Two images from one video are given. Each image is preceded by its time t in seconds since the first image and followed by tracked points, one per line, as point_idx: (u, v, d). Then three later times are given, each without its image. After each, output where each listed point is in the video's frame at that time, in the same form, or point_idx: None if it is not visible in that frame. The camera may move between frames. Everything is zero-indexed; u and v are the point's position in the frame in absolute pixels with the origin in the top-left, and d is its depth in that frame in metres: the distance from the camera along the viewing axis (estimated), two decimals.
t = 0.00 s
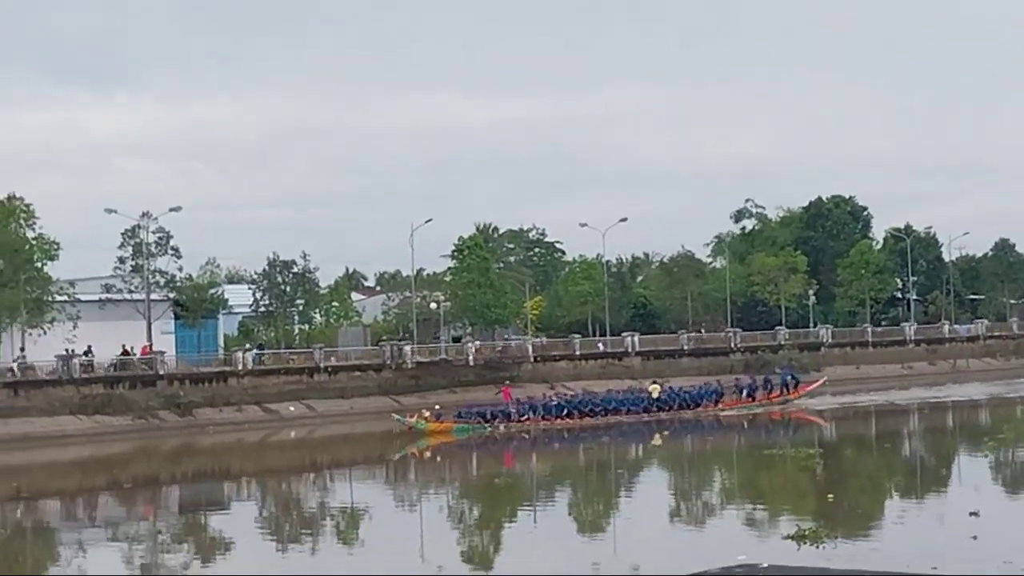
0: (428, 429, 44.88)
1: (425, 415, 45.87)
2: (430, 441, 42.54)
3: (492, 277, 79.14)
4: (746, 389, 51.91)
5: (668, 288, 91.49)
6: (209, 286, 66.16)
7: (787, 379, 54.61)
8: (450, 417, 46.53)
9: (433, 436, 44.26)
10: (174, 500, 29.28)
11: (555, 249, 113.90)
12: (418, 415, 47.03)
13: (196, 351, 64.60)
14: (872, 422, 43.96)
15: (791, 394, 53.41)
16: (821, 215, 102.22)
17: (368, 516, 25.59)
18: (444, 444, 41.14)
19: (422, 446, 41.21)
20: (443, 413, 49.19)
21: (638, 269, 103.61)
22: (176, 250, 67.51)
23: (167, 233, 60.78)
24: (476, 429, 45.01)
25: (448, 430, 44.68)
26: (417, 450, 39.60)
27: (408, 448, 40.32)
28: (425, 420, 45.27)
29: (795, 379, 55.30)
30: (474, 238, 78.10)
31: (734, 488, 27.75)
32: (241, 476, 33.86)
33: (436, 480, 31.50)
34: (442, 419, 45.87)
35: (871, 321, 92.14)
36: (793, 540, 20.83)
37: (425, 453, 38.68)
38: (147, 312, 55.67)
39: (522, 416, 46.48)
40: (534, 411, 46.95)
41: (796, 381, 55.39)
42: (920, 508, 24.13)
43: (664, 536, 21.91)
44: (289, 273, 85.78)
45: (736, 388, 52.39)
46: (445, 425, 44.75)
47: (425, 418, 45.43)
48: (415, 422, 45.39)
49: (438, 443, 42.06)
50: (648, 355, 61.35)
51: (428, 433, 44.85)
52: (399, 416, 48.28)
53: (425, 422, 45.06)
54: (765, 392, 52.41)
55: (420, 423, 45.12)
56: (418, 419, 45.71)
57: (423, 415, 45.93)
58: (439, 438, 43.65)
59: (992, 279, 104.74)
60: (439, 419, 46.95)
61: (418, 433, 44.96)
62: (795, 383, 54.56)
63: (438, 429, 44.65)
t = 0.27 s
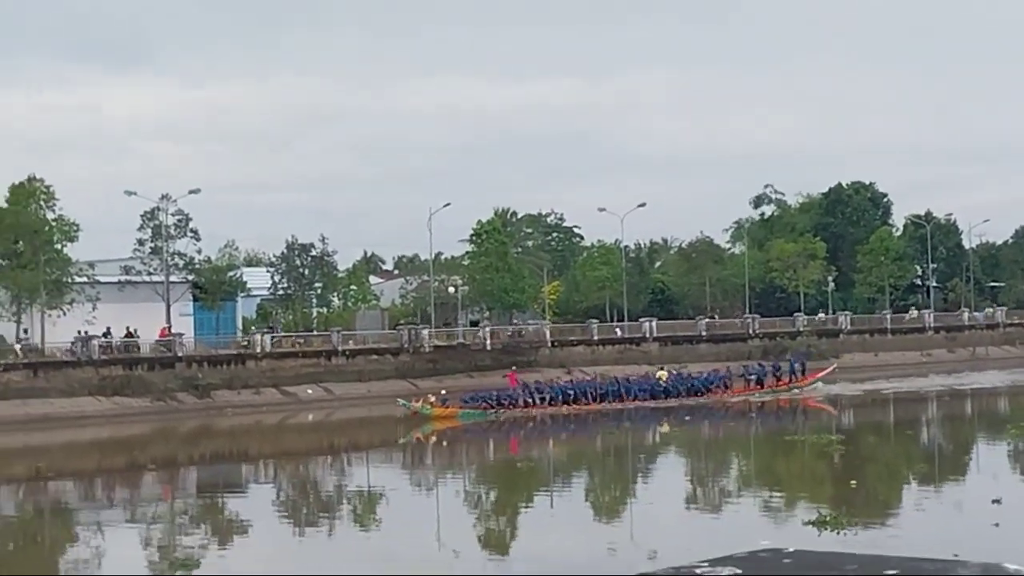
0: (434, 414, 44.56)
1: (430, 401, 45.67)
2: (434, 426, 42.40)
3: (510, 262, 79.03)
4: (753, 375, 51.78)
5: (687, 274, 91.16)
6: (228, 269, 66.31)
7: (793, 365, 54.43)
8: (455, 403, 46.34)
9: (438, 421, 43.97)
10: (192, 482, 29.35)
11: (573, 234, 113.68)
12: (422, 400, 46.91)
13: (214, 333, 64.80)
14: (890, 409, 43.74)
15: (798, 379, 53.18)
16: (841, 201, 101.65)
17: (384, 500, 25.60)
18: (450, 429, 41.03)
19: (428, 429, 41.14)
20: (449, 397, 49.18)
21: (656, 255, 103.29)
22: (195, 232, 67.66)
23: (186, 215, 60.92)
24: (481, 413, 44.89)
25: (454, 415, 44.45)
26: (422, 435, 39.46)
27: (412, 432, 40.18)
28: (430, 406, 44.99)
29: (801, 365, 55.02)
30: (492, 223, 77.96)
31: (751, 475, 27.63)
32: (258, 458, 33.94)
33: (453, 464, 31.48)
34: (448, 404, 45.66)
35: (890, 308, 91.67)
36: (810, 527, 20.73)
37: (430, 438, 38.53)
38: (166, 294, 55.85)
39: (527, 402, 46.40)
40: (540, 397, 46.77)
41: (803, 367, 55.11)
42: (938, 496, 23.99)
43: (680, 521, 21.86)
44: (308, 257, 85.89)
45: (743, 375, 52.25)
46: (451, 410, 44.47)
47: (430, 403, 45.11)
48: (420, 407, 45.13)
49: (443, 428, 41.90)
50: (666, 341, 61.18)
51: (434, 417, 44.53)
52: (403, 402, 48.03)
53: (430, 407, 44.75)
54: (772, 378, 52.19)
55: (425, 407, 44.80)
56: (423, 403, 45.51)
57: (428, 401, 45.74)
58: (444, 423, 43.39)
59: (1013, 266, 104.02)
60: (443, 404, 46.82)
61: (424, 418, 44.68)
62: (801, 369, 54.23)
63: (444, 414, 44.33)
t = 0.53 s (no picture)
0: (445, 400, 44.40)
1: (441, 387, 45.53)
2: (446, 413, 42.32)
3: (534, 248, 78.86)
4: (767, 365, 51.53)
5: (711, 262, 90.70)
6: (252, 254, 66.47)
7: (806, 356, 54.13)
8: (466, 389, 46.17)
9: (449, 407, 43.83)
10: (215, 466, 29.45)
11: (597, 221, 113.36)
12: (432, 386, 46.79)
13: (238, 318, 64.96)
14: (915, 399, 43.44)
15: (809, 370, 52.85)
16: (867, 189, 100.95)
17: (406, 486, 25.59)
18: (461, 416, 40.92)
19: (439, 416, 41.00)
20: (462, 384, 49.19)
21: (680, 242, 102.86)
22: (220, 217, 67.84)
23: (211, 200, 61.06)
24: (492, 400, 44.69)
25: (465, 402, 44.28)
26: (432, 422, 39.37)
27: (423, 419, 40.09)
28: (441, 391, 44.81)
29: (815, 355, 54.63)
30: (516, 209, 77.78)
31: (774, 463, 27.47)
32: (281, 443, 34.01)
33: (475, 450, 31.44)
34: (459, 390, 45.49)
35: (916, 297, 91.04)
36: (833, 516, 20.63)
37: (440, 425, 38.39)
38: (190, 279, 56.03)
39: (539, 388, 46.25)
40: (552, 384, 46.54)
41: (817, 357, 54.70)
42: (964, 486, 23.80)
43: (704, 509, 21.77)
44: (331, 243, 85.98)
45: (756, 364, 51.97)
46: (461, 397, 44.34)
47: (441, 389, 44.93)
48: (432, 393, 44.99)
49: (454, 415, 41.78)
50: (690, 329, 60.92)
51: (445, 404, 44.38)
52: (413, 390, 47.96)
53: (441, 393, 44.59)
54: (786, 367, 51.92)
55: (436, 394, 44.64)
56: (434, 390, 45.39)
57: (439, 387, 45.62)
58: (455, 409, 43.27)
59: None
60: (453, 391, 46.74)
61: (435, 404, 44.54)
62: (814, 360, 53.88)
63: (454, 400, 44.24)
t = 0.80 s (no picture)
0: (457, 392, 44.44)
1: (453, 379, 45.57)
2: (458, 403, 42.29)
3: (559, 239, 78.71)
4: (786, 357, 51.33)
5: (738, 253, 90.23)
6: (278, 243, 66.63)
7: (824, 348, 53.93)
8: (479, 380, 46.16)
9: (461, 398, 43.87)
10: (240, 454, 29.53)
11: (623, 211, 113.03)
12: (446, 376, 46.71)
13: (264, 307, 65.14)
14: (942, 391, 43.08)
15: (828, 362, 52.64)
16: (894, 180, 100.18)
17: (430, 475, 25.54)
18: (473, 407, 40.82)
19: (451, 407, 40.93)
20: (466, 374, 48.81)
21: (706, 233, 102.41)
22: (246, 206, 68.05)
23: (237, 189, 61.24)
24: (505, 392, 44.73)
25: (477, 394, 44.30)
26: (445, 411, 39.31)
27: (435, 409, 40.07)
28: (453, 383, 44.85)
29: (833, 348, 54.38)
30: (542, 199, 77.62)
31: (799, 455, 27.26)
32: (306, 432, 34.10)
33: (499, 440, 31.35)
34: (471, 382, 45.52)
35: (943, 289, 90.32)
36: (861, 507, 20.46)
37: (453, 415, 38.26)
38: (217, 268, 56.24)
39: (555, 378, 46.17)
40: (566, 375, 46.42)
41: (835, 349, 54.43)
42: (992, 479, 23.57)
43: (730, 501, 21.63)
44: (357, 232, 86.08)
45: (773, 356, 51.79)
46: (474, 388, 44.39)
47: (453, 380, 44.97)
48: (444, 384, 45.05)
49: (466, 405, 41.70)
50: (716, 320, 60.65)
51: (457, 395, 44.44)
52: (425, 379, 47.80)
53: (454, 385, 44.63)
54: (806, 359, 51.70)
55: (448, 385, 44.67)
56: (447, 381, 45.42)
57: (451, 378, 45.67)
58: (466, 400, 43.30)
59: None
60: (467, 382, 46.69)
61: (447, 395, 44.57)
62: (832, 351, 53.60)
63: (466, 392, 44.27)
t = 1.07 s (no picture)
0: (468, 382, 44.58)
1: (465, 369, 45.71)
2: (469, 394, 42.31)
3: (583, 230, 78.49)
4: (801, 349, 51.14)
5: (762, 244, 89.73)
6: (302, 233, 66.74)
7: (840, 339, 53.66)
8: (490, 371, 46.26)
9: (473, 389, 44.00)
10: (264, 444, 29.57)
11: (647, 202, 112.63)
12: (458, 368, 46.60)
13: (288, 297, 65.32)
14: (968, 384, 42.70)
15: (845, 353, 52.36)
16: (920, 172, 99.38)
17: (453, 466, 25.50)
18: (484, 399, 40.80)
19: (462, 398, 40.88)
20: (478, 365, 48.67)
21: (731, 224, 101.94)
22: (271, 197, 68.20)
23: (262, 179, 61.37)
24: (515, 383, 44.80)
25: (488, 384, 44.39)
26: (456, 402, 39.23)
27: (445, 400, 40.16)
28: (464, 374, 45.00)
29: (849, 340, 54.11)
30: (566, 190, 77.41)
31: (823, 447, 27.07)
32: (330, 421, 34.14)
33: (523, 431, 31.25)
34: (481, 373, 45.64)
35: (969, 281, 89.58)
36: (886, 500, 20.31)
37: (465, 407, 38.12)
38: (241, 257, 56.41)
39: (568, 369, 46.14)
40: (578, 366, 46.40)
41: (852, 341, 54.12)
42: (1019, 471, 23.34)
43: (754, 492, 21.50)
44: (381, 223, 86.11)
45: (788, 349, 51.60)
46: (486, 379, 44.51)
47: (464, 371, 45.16)
48: (455, 375, 45.23)
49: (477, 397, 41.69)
50: (740, 311, 60.33)
51: (468, 386, 44.56)
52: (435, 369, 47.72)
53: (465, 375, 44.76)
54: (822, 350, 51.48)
55: (459, 376, 44.83)
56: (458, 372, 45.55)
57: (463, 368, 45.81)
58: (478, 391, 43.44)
59: None
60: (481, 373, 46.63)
61: (457, 386, 44.70)
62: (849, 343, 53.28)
63: (478, 383, 44.38)
